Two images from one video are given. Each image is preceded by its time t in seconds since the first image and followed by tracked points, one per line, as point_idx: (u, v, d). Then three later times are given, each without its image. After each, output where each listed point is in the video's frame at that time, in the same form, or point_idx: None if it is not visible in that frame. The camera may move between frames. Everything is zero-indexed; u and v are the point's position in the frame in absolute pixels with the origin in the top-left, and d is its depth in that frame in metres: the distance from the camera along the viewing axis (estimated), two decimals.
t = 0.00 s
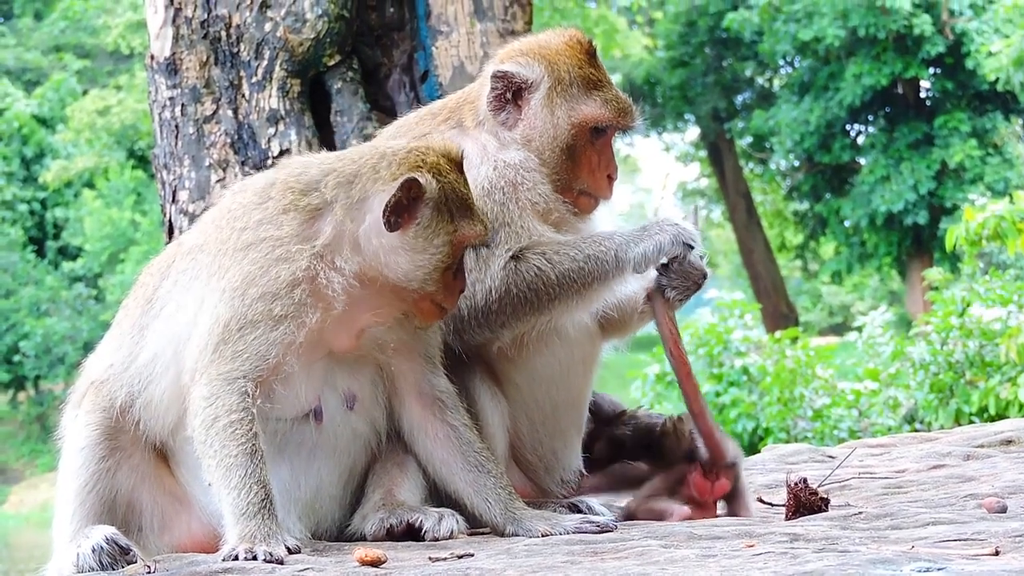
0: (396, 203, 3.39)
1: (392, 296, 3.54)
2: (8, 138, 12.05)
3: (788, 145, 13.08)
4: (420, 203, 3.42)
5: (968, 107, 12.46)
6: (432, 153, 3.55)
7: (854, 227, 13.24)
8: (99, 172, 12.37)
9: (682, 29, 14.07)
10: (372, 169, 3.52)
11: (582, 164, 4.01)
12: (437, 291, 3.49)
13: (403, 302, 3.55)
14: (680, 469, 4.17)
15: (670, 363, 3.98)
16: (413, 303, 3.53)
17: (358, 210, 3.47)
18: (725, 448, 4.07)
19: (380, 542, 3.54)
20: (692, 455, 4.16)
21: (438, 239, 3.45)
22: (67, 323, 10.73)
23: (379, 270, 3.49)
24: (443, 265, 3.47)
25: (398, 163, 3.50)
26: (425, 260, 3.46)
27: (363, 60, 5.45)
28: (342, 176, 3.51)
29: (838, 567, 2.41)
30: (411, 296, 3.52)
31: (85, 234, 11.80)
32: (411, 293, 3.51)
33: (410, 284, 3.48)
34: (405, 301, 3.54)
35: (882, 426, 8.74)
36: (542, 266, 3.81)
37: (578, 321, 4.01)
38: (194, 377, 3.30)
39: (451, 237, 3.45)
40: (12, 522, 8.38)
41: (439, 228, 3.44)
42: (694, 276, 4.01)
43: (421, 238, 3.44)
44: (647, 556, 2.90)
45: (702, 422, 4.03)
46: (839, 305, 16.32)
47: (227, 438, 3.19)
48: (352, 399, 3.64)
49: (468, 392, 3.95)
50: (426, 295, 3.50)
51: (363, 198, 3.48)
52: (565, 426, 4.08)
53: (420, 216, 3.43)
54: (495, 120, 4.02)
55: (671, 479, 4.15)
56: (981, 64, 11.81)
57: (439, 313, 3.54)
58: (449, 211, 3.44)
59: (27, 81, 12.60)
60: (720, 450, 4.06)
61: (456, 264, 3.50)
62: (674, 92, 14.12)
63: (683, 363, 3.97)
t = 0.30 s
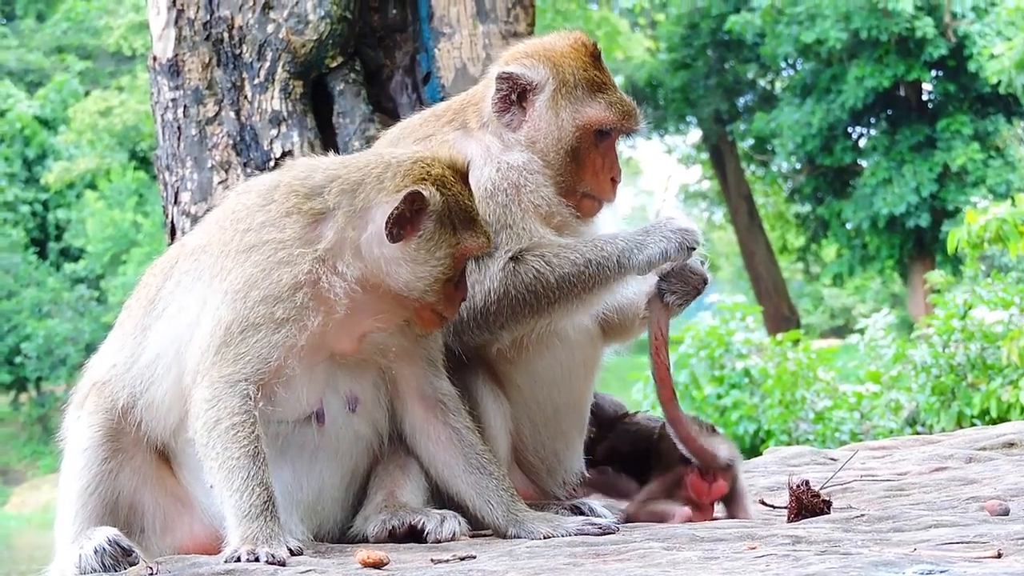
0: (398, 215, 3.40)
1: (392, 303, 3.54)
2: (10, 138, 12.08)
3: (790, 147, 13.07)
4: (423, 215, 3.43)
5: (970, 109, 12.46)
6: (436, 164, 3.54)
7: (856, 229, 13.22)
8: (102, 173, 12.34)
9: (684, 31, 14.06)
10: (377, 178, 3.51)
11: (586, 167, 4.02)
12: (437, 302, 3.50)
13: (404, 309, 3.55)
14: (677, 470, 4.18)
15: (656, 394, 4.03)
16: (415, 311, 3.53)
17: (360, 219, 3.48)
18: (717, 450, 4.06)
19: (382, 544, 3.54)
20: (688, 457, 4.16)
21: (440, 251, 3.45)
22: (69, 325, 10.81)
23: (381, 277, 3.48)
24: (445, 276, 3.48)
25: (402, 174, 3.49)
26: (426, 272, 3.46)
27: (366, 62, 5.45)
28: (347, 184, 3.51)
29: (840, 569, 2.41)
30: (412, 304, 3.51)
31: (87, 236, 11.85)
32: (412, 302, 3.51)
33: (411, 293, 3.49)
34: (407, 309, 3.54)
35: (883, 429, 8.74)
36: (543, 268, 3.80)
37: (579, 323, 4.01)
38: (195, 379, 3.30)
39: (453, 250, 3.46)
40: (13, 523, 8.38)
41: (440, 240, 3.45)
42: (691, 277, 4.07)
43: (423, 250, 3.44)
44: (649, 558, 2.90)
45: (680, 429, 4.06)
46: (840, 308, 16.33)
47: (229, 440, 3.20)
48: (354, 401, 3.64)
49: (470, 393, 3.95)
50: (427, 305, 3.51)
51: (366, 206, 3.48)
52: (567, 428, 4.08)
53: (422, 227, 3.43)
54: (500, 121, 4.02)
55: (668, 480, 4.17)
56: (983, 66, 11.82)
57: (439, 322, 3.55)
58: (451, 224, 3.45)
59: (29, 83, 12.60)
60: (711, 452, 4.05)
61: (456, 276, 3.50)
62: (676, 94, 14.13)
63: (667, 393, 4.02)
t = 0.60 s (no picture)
0: (402, 215, 3.41)
1: (397, 302, 3.54)
2: (15, 139, 12.16)
3: (794, 145, 13.06)
4: (428, 215, 3.44)
5: (975, 107, 12.55)
6: (441, 164, 3.54)
7: (859, 227, 13.21)
8: (105, 173, 12.45)
9: (687, 29, 14.05)
10: (382, 178, 3.52)
11: (593, 168, 4.01)
12: (441, 302, 3.50)
13: (408, 309, 3.55)
14: (667, 473, 4.18)
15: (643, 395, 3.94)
16: (419, 311, 3.54)
17: (364, 218, 3.48)
18: (706, 450, 4.06)
19: (387, 542, 3.54)
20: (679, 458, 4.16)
21: (444, 252, 3.46)
22: (73, 325, 10.95)
23: (386, 277, 3.49)
24: (449, 276, 3.48)
25: (406, 175, 3.50)
26: (430, 271, 3.47)
27: (369, 60, 5.46)
28: (352, 183, 3.52)
29: (846, 567, 2.41)
30: (416, 303, 3.52)
31: (91, 236, 11.94)
32: (416, 302, 3.51)
33: (416, 293, 3.49)
34: (411, 309, 3.55)
35: (888, 427, 8.74)
36: (546, 268, 3.80)
37: (584, 323, 4.01)
38: (201, 378, 3.30)
39: (457, 250, 3.47)
40: (18, 523, 8.42)
41: (445, 241, 3.45)
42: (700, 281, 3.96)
43: (428, 250, 3.45)
44: (654, 556, 2.89)
45: (668, 432, 3.99)
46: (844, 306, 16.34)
47: (234, 439, 3.20)
48: (359, 400, 3.64)
49: (475, 392, 3.95)
50: (431, 305, 3.51)
51: (371, 206, 3.49)
52: (572, 427, 4.08)
53: (427, 228, 3.45)
54: (508, 121, 4.02)
55: (660, 484, 4.18)
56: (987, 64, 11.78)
57: (444, 321, 3.55)
58: (455, 224, 3.46)
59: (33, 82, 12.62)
60: (700, 454, 4.04)
61: (461, 276, 3.51)
62: (679, 92, 14.13)
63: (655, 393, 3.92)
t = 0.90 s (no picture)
0: (407, 213, 3.42)
1: (401, 301, 3.55)
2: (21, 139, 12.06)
3: (798, 144, 13.04)
4: (432, 213, 3.45)
5: (980, 105, 12.54)
6: (446, 161, 3.54)
7: (864, 225, 13.19)
8: (110, 172, 12.47)
9: (692, 28, 14.03)
10: (386, 176, 3.52)
11: (596, 167, 4.01)
12: (446, 301, 3.52)
13: (413, 307, 3.57)
14: (671, 475, 4.15)
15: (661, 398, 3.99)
16: (424, 309, 3.55)
17: (369, 217, 3.48)
18: (714, 450, 4.10)
19: (392, 541, 3.54)
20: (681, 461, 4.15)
21: (450, 250, 3.48)
22: (79, 325, 11.15)
23: (391, 276, 3.50)
24: (454, 275, 3.50)
25: (412, 173, 3.50)
26: (435, 270, 3.48)
27: (374, 60, 5.45)
28: (356, 182, 3.52)
29: (852, 565, 2.41)
30: (421, 301, 3.53)
31: (96, 236, 12.07)
32: (421, 300, 3.53)
33: (421, 291, 3.50)
34: (416, 307, 3.56)
35: (893, 425, 8.74)
36: (551, 265, 3.80)
37: (588, 321, 4.00)
38: (206, 377, 3.30)
39: (462, 248, 3.48)
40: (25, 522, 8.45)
41: (450, 239, 3.47)
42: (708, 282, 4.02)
43: (433, 249, 3.47)
44: (659, 555, 2.89)
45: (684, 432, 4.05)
46: (849, 304, 16.34)
47: (240, 438, 3.20)
48: (364, 399, 3.64)
49: (480, 390, 3.94)
50: (435, 303, 3.53)
51: (376, 205, 3.49)
52: (577, 425, 4.07)
53: (432, 226, 3.46)
54: (512, 120, 4.02)
55: (664, 485, 4.14)
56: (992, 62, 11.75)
57: (448, 320, 3.57)
58: (461, 222, 3.47)
59: (37, 83, 12.66)
60: (708, 453, 4.08)
61: (466, 274, 3.52)
62: (684, 91, 14.11)
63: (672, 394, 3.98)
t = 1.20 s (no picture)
0: (413, 212, 3.42)
1: (406, 301, 3.55)
2: (24, 139, 12.28)
3: (803, 142, 13.02)
4: (438, 212, 3.45)
5: (985, 102, 12.52)
6: (452, 161, 3.54)
7: (869, 223, 13.17)
8: (116, 172, 12.29)
9: (697, 26, 14.05)
10: (392, 175, 3.52)
11: (601, 165, 4.01)
12: (451, 301, 3.51)
13: (418, 306, 3.56)
14: (680, 479, 4.15)
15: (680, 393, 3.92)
16: (428, 308, 3.55)
17: (375, 215, 3.48)
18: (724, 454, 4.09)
19: (398, 540, 3.54)
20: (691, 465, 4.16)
21: (454, 249, 3.47)
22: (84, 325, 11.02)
23: (396, 276, 3.50)
24: (459, 273, 3.49)
25: (417, 172, 3.50)
26: (440, 269, 3.48)
27: (379, 59, 5.45)
28: (362, 181, 3.52)
29: (859, 562, 2.40)
30: (425, 300, 3.53)
31: (101, 236, 12.10)
32: (426, 299, 3.52)
33: (426, 290, 3.50)
34: (421, 307, 3.56)
35: (899, 423, 8.73)
36: (559, 272, 3.81)
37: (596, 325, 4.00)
38: (212, 377, 3.31)
39: (467, 247, 3.47)
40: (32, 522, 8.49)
41: (455, 238, 3.46)
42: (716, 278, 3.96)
43: (438, 248, 3.46)
44: (666, 553, 2.89)
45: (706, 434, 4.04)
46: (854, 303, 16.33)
47: (246, 437, 3.20)
48: (370, 398, 3.64)
49: (486, 390, 3.94)
50: (440, 303, 3.53)
51: (382, 203, 3.49)
52: (583, 424, 4.07)
53: (437, 224, 3.45)
54: (518, 117, 4.01)
55: (673, 487, 4.13)
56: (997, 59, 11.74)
57: (453, 319, 3.56)
58: (465, 221, 3.46)
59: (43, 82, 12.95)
60: (721, 457, 4.08)
61: (471, 273, 3.51)
62: (689, 89, 14.07)
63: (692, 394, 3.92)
